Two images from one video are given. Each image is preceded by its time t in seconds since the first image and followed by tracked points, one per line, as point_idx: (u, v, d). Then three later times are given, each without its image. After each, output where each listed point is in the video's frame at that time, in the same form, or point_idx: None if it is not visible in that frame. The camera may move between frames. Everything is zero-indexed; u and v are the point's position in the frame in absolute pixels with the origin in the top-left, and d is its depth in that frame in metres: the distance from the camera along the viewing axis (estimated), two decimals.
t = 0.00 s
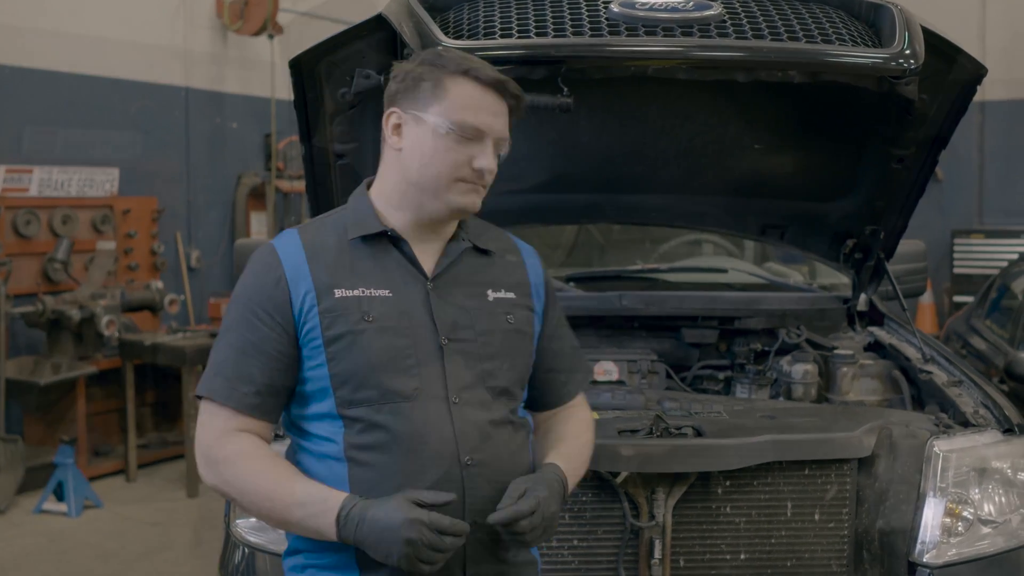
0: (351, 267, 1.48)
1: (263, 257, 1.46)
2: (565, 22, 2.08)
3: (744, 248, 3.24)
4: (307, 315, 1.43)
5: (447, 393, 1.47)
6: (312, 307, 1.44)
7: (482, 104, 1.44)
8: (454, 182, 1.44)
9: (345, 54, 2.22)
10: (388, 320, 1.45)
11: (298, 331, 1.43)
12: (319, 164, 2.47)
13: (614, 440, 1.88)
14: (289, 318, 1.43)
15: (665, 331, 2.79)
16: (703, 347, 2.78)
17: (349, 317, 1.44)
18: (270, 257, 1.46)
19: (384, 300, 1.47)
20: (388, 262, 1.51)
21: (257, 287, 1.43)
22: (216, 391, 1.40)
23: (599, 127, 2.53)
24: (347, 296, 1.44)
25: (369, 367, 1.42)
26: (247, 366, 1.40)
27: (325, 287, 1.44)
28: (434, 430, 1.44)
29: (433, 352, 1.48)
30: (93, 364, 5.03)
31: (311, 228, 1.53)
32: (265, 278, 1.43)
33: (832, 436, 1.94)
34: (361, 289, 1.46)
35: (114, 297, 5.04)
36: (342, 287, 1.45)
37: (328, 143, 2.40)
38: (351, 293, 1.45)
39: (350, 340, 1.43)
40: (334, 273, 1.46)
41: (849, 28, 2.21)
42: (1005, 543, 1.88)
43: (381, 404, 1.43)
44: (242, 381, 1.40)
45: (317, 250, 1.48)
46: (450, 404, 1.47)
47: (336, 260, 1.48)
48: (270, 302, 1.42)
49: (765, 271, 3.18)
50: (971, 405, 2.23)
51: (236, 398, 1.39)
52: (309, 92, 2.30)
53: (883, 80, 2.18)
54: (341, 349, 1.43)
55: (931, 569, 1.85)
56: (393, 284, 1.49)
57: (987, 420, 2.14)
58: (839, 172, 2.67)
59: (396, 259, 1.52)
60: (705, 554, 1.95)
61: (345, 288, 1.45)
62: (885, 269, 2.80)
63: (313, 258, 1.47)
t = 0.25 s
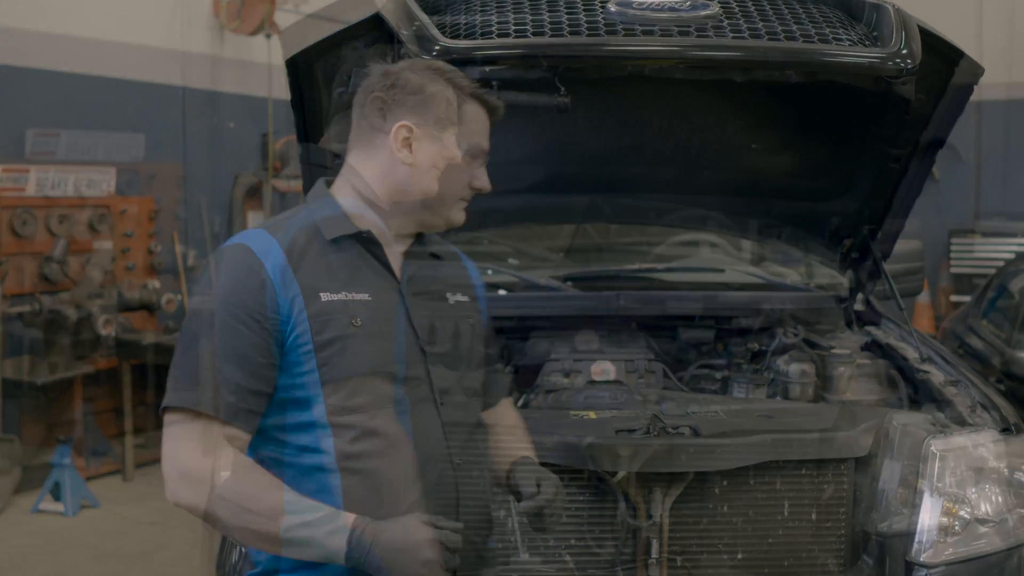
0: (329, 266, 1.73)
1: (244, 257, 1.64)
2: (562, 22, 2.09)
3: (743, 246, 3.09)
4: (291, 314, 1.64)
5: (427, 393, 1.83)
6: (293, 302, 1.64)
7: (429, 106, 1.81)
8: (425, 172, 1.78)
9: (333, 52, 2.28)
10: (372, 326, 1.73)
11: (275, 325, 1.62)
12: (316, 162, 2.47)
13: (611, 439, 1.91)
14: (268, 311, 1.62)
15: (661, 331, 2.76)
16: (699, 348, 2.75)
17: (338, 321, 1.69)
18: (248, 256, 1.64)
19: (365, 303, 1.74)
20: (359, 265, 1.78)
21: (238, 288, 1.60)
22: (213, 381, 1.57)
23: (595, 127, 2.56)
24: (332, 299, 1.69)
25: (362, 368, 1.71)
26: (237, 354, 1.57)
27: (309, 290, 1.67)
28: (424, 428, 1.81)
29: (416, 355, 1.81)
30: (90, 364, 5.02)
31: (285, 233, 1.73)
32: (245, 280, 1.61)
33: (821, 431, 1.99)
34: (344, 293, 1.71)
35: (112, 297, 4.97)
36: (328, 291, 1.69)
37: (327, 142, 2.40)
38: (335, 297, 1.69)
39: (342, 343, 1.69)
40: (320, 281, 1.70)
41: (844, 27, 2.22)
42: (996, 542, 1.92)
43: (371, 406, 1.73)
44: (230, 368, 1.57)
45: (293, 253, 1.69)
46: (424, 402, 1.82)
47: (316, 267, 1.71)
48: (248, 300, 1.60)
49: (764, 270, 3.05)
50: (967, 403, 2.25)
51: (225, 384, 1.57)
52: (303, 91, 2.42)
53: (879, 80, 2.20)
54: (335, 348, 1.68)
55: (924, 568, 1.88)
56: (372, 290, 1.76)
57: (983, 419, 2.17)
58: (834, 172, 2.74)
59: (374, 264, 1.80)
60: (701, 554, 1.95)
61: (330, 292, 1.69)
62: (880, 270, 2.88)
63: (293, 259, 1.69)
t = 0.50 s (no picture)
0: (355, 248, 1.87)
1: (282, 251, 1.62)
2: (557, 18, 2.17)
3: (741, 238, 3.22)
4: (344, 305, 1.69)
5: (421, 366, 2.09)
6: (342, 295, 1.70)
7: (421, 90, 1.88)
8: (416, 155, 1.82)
9: (332, 47, 2.58)
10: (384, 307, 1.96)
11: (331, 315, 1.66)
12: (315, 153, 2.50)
13: (612, 437, 2.01)
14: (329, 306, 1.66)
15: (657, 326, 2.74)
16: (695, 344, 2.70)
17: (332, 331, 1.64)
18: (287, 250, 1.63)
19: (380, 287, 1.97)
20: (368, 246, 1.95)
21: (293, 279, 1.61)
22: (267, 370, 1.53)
23: (591, 117, 2.67)
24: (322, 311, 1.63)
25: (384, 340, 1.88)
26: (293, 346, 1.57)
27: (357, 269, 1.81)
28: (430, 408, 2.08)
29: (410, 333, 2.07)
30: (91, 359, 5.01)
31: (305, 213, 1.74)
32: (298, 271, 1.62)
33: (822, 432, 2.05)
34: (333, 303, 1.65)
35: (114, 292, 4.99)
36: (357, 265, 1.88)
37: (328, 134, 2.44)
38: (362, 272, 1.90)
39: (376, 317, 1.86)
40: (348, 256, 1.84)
41: (834, 26, 2.27)
42: (996, 541, 1.92)
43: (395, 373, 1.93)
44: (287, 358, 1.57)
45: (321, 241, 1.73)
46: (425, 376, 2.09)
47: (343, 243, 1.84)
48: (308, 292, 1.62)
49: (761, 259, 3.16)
50: (941, 385, 2.31)
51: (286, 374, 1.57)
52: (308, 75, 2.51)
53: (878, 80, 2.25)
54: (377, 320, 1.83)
55: (885, 543, 1.92)
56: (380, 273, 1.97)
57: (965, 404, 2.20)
58: (826, 162, 2.89)
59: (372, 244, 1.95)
60: (699, 551, 2.03)
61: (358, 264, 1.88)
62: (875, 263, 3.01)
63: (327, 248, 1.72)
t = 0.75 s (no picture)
0: (352, 250, 1.73)
1: (263, 252, 1.53)
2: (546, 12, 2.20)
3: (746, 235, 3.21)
4: (319, 313, 1.58)
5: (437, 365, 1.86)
6: (316, 304, 1.58)
7: (427, 86, 1.84)
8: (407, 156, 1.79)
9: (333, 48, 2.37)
10: (388, 308, 1.76)
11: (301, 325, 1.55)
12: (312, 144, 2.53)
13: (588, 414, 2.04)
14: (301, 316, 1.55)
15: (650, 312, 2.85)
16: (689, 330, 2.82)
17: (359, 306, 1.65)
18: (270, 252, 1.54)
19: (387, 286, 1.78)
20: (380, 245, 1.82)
21: (268, 287, 1.50)
22: (230, 382, 1.47)
23: (590, 115, 2.67)
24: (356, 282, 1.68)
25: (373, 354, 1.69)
26: (257, 358, 1.49)
27: (337, 275, 1.65)
28: (446, 412, 1.87)
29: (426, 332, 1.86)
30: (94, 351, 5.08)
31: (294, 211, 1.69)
32: (274, 280, 1.51)
33: (823, 434, 2.03)
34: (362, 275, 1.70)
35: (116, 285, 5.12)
36: (351, 274, 1.69)
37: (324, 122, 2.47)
38: (357, 278, 1.70)
39: (362, 326, 1.66)
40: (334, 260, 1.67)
41: (823, 17, 2.38)
42: (997, 542, 1.94)
43: (390, 384, 1.73)
44: (251, 369, 1.48)
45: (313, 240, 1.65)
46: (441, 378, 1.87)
47: (334, 247, 1.69)
48: (280, 302, 1.51)
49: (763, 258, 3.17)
50: (941, 388, 2.25)
51: (249, 387, 1.49)
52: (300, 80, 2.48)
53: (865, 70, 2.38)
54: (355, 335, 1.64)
55: (885, 546, 1.92)
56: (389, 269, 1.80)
57: (954, 403, 2.17)
58: (822, 162, 2.90)
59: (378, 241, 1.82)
60: (672, 525, 2.03)
61: (352, 274, 1.69)
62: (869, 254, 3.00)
63: (312, 246, 1.63)
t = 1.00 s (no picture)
0: (353, 244, 1.58)
1: (262, 238, 1.50)
2: (540, 13, 2.20)
3: (747, 237, 3.26)
4: (313, 304, 1.51)
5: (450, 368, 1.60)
6: (310, 294, 1.51)
7: (444, 76, 1.60)
8: (412, 155, 1.58)
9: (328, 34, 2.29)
10: (391, 302, 1.57)
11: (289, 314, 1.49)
12: (314, 144, 2.58)
13: (579, 416, 1.98)
14: (286, 304, 1.48)
15: (652, 312, 2.89)
16: (689, 330, 2.89)
17: (357, 299, 1.54)
18: (268, 237, 1.50)
19: (387, 281, 1.58)
20: (386, 239, 1.62)
21: (256, 273, 1.47)
22: (216, 370, 1.44)
23: (585, 113, 2.66)
24: (352, 277, 1.54)
25: (379, 345, 1.54)
26: (245, 348, 1.45)
27: (332, 269, 1.53)
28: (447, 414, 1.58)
29: (435, 330, 1.60)
30: (117, 335, 5.23)
31: (302, 206, 1.59)
32: (263, 267, 1.47)
33: (822, 436, 2.04)
34: (365, 270, 1.56)
35: (138, 270, 5.33)
36: (348, 269, 1.55)
37: (322, 124, 2.53)
38: (355, 274, 1.55)
39: (359, 320, 1.53)
40: (337, 254, 1.55)
41: (820, 20, 2.32)
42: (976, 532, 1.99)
43: (394, 382, 1.55)
44: (242, 360, 1.45)
45: (321, 231, 1.55)
46: (455, 380, 1.61)
47: (337, 240, 1.56)
48: (269, 288, 1.47)
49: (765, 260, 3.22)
50: (938, 390, 2.30)
51: (235, 378, 1.45)
52: (302, 81, 2.41)
53: (860, 73, 2.32)
54: (350, 329, 1.52)
55: (885, 549, 1.93)
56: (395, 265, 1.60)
57: (952, 405, 2.21)
58: (821, 163, 2.80)
59: (390, 238, 1.62)
60: (669, 527, 2.03)
61: (350, 269, 1.55)
62: (869, 258, 2.90)
63: (313, 238, 1.54)
